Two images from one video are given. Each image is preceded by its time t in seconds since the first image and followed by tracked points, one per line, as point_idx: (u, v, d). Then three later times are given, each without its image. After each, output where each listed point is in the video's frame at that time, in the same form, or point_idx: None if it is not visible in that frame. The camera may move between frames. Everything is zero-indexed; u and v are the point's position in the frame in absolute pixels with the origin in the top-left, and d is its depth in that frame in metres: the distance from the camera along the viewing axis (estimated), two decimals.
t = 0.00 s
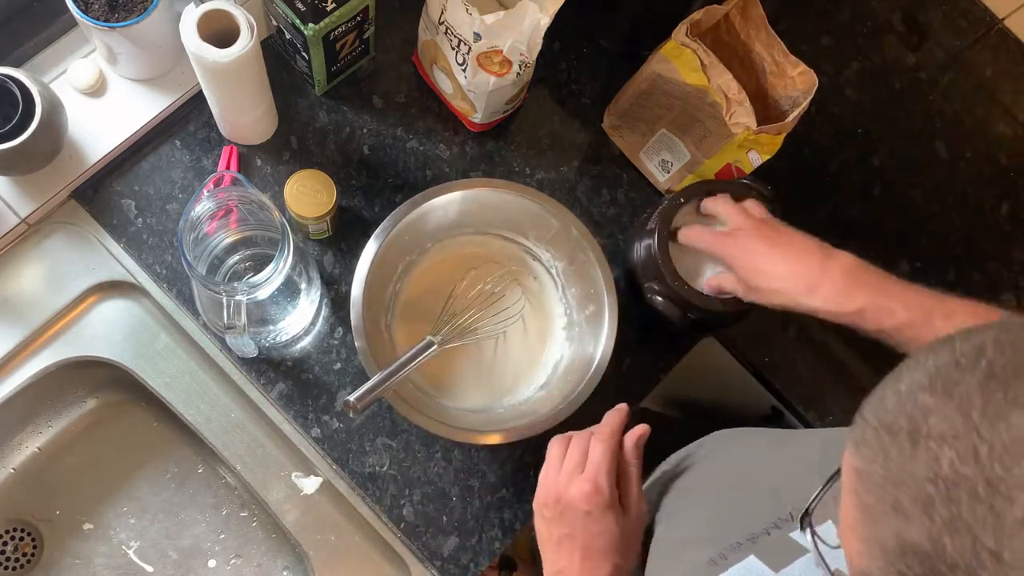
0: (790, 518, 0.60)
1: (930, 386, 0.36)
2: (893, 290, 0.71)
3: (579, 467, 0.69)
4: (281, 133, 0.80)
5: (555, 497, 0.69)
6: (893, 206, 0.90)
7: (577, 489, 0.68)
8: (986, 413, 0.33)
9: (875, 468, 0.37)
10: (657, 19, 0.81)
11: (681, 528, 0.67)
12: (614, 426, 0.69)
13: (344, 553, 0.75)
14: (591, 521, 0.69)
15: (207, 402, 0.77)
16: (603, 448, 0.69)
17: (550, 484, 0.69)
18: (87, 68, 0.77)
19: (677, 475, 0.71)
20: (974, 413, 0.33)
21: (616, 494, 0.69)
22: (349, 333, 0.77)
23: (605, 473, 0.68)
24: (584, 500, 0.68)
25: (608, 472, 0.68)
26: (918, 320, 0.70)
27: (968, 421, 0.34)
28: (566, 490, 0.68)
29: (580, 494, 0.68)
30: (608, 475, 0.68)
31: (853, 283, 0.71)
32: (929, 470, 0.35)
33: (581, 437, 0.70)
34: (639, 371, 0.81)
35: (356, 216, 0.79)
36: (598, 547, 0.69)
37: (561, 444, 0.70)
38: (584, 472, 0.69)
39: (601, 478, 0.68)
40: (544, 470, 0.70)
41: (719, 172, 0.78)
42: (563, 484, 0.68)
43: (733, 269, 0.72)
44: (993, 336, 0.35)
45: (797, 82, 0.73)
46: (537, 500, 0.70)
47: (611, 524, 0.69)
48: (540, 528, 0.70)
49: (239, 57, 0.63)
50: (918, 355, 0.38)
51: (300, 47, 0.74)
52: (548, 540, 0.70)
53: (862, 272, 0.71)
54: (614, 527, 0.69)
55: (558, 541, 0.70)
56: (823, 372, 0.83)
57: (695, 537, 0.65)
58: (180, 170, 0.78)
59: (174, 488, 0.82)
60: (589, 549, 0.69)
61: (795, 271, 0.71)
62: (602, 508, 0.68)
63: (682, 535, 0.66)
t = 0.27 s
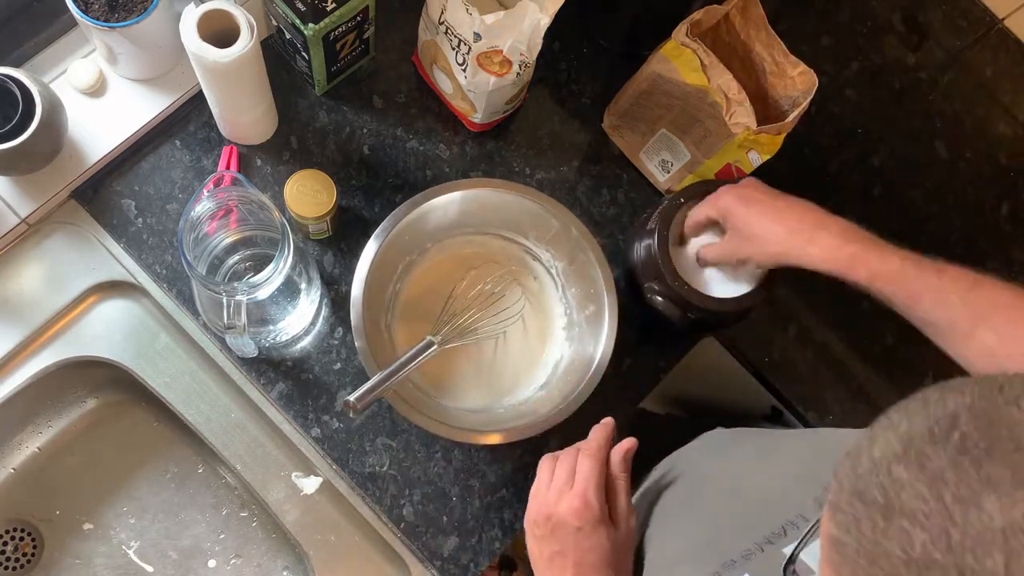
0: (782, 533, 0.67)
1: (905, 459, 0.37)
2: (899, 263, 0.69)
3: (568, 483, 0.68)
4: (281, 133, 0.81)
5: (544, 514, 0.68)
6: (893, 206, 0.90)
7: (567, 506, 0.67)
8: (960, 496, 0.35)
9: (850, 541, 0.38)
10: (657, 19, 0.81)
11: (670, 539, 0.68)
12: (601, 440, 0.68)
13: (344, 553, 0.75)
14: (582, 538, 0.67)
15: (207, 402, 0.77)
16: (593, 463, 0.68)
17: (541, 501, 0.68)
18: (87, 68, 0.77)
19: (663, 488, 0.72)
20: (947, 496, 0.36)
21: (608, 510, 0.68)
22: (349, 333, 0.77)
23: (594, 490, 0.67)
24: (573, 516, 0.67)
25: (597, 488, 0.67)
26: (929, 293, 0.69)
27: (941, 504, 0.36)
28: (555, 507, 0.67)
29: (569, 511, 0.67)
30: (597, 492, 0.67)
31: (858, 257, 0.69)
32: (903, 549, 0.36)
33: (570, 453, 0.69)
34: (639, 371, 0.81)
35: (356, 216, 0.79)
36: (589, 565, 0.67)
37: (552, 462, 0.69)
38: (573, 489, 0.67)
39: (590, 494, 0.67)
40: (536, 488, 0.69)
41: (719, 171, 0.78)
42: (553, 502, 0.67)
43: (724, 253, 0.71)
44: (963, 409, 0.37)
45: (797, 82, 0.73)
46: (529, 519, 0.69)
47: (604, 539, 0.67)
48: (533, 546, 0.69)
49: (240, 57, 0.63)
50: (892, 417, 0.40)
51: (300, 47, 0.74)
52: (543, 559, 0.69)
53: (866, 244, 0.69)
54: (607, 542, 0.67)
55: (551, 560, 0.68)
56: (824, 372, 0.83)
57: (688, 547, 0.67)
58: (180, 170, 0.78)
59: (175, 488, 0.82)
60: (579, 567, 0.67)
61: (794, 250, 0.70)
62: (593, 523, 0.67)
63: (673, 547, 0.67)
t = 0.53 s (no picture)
0: (779, 536, 0.65)
1: (889, 468, 0.36)
2: (924, 261, 0.68)
3: (557, 493, 0.68)
4: (281, 133, 0.80)
5: (533, 525, 0.68)
6: (894, 206, 0.90)
7: (557, 516, 0.67)
8: (942, 509, 0.34)
9: (835, 549, 0.38)
10: (657, 19, 0.81)
11: (667, 550, 0.68)
12: (590, 452, 0.69)
13: (344, 553, 0.75)
14: (572, 547, 0.67)
15: (208, 402, 0.77)
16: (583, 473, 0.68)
17: (532, 511, 0.68)
18: (87, 68, 0.77)
19: (661, 498, 0.73)
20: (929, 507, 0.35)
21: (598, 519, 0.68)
22: (349, 333, 0.77)
23: (584, 500, 0.67)
24: (561, 525, 0.67)
25: (586, 499, 0.67)
26: (943, 296, 0.68)
27: (923, 516, 0.35)
28: (544, 517, 0.67)
29: (558, 520, 0.67)
30: (587, 502, 0.67)
31: (885, 250, 0.69)
32: (884, 561, 0.35)
33: (561, 464, 0.70)
34: (639, 371, 0.81)
35: (356, 216, 0.79)
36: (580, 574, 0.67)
37: (542, 474, 0.70)
38: (562, 498, 0.68)
39: (579, 504, 0.67)
40: (528, 498, 0.69)
41: (719, 172, 0.78)
42: (545, 512, 0.68)
43: (749, 232, 0.71)
44: (949, 421, 0.36)
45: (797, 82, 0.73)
46: (519, 529, 0.69)
47: (592, 547, 0.67)
48: (524, 557, 0.69)
49: (239, 57, 0.63)
50: (879, 426, 0.39)
51: (300, 47, 0.74)
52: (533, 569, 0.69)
53: (898, 238, 0.69)
54: (596, 550, 0.67)
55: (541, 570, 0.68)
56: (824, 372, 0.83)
57: (684, 559, 0.67)
58: (180, 170, 0.78)
59: (174, 488, 0.82)
60: None
61: (822, 232, 0.70)
62: (582, 532, 0.67)
63: (669, 557, 0.68)
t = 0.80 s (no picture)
0: (781, 538, 0.65)
1: (895, 458, 0.36)
2: (929, 269, 0.69)
3: (559, 488, 0.68)
4: (281, 133, 0.81)
5: (534, 518, 0.68)
6: (894, 206, 0.90)
7: (558, 510, 0.67)
8: (948, 497, 0.34)
9: (840, 539, 0.37)
10: (657, 19, 0.81)
11: (669, 550, 0.68)
12: (593, 448, 0.69)
13: (344, 553, 0.75)
14: (572, 542, 0.67)
15: (207, 402, 0.77)
16: (586, 468, 0.68)
17: (533, 505, 0.68)
18: (87, 68, 0.77)
19: (667, 497, 0.73)
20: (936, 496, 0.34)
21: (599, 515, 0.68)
22: (349, 333, 0.77)
23: (585, 496, 0.67)
24: (562, 520, 0.67)
25: (587, 494, 0.67)
26: (944, 304, 0.68)
27: (929, 504, 0.34)
28: (545, 511, 0.67)
29: (558, 515, 0.67)
30: (588, 498, 0.67)
31: (893, 255, 0.69)
32: (890, 549, 0.35)
33: (566, 460, 0.70)
34: (639, 371, 0.81)
35: (356, 216, 0.79)
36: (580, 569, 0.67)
37: (548, 468, 0.70)
38: (563, 493, 0.68)
39: (580, 499, 0.67)
40: (531, 492, 0.69)
41: (719, 171, 0.78)
42: (546, 505, 0.68)
43: (756, 229, 0.70)
44: (955, 411, 0.36)
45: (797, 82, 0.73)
46: (520, 522, 0.69)
47: (592, 544, 0.67)
48: (525, 549, 0.69)
49: (239, 57, 0.63)
50: (886, 416, 0.39)
51: (300, 47, 0.74)
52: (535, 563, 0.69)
53: (907, 246, 0.69)
54: (597, 547, 0.67)
55: (542, 562, 0.68)
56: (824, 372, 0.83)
57: (686, 556, 0.67)
58: (180, 170, 0.78)
59: (174, 488, 0.82)
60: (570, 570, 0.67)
61: (831, 234, 0.70)
62: (582, 528, 0.67)
63: (670, 557, 0.68)
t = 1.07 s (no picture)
0: (782, 544, 0.65)
1: (872, 493, 0.36)
2: (921, 267, 0.69)
3: (558, 492, 0.68)
4: (281, 133, 0.81)
5: (533, 522, 0.68)
6: (894, 207, 0.90)
7: (555, 514, 0.67)
8: (930, 529, 0.33)
9: None
10: (658, 20, 0.81)
11: (668, 554, 0.68)
12: (592, 452, 0.69)
13: (344, 553, 0.75)
14: (570, 546, 0.67)
15: (207, 402, 0.77)
16: (585, 473, 0.68)
17: (531, 508, 0.69)
18: (87, 68, 0.76)
19: (664, 500, 0.72)
20: (916, 528, 0.34)
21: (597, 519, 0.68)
22: (349, 333, 0.77)
23: (583, 500, 0.67)
24: (561, 524, 0.67)
25: (585, 498, 0.67)
26: (938, 299, 0.68)
27: (911, 538, 0.34)
28: (543, 514, 0.67)
29: (556, 518, 0.67)
30: (587, 502, 0.67)
31: (884, 253, 0.69)
32: None
33: (565, 464, 0.70)
34: (638, 371, 0.81)
35: (357, 216, 0.79)
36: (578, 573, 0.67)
37: (547, 473, 0.71)
38: (562, 497, 0.68)
39: (578, 504, 0.67)
40: (529, 496, 0.70)
41: (719, 172, 0.78)
42: (544, 509, 0.68)
43: (744, 229, 0.69)
44: (925, 440, 0.35)
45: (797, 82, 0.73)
46: (519, 525, 0.69)
47: (591, 547, 0.67)
48: (524, 552, 0.69)
49: (240, 57, 0.63)
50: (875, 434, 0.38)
51: (300, 47, 0.74)
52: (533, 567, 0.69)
53: (896, 241, 0.69)
54: (595, 551, 0.67)
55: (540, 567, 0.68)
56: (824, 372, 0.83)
57: (687, 561, 0.66)
58: (180, 170, 0.78)
59: (174, 488, 0.82)
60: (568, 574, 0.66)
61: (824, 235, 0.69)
62: (581, 532, 0.67)
63: (669, 561, 0.68)
